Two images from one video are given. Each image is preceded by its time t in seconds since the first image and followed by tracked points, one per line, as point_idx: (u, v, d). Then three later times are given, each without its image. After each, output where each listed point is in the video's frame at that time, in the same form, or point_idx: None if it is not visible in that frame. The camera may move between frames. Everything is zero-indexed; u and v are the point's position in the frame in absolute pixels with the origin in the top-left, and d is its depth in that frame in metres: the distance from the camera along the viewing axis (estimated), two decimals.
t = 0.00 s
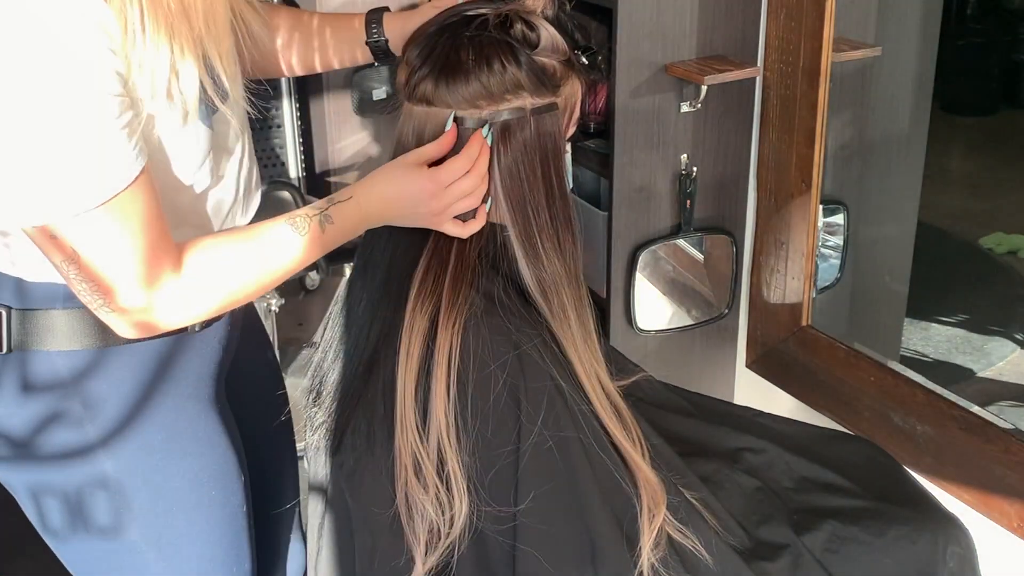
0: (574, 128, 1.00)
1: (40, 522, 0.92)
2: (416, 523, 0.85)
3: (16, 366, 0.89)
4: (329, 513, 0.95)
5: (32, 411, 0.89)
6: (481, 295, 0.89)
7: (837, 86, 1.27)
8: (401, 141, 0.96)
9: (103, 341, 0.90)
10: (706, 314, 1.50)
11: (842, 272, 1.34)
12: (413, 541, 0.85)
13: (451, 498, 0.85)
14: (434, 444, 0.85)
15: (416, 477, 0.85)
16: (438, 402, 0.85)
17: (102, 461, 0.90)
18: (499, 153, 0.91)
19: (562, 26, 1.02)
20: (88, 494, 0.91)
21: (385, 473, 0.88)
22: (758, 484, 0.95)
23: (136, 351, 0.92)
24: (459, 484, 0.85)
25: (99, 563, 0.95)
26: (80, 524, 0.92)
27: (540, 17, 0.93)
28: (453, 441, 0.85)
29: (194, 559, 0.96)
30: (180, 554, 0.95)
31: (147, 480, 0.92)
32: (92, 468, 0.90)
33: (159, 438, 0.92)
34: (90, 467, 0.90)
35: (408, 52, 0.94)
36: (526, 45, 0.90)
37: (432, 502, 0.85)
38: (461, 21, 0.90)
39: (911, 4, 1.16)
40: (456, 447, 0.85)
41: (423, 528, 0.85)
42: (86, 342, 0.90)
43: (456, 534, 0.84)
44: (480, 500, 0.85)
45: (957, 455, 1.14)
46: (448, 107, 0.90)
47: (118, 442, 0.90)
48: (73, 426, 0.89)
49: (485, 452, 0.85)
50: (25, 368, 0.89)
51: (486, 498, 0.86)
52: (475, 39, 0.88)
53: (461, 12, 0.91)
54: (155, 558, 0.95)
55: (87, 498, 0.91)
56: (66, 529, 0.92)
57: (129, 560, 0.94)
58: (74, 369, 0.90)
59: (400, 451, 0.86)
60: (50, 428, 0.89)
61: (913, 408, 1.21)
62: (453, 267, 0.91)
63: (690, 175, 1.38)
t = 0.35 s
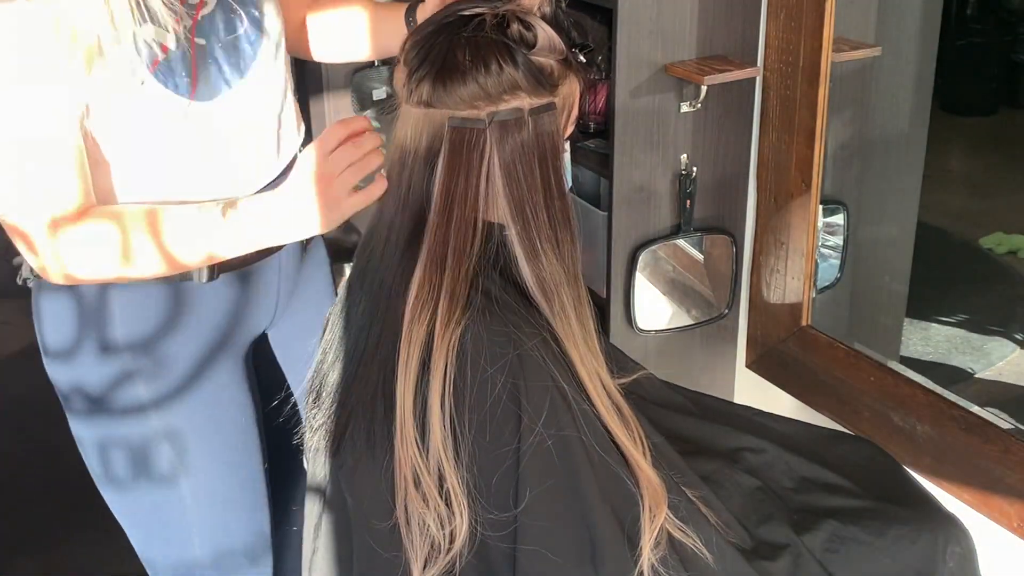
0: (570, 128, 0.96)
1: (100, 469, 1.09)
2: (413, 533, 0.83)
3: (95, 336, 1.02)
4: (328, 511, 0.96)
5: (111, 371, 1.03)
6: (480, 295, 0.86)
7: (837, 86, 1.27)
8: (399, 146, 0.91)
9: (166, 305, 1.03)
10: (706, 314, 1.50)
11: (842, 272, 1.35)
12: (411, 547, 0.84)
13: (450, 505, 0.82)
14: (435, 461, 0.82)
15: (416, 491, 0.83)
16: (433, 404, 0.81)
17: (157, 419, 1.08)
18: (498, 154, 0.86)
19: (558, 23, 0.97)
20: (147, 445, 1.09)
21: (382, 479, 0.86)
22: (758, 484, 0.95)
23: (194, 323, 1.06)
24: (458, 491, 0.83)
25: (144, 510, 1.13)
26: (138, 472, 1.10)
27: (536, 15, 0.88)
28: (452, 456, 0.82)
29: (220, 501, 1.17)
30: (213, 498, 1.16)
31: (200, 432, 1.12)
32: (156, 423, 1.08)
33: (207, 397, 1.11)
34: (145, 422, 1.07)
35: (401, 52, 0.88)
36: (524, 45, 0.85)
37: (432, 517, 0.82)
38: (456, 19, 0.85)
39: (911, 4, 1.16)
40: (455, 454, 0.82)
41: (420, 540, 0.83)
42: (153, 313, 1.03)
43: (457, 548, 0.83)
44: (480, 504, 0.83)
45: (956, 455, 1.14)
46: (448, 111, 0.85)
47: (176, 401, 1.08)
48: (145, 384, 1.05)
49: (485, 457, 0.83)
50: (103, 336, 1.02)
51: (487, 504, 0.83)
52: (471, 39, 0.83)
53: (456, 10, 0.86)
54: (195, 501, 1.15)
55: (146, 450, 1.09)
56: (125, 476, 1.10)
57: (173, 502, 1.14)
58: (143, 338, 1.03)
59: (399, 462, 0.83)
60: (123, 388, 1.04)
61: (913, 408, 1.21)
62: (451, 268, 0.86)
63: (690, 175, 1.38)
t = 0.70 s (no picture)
0: (569, 128, 0.96)
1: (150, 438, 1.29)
2: (413, 533, 0.83)
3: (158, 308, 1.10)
4: (328, 509, 0.96)
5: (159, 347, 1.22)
6: (480, 295, 0.86)
7: (837, 85, 1.27)
8: (398, 145, 0.91)
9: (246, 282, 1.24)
10: (706, 314, 1.51)
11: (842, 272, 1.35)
12: (411, 547, 0.83)
13: (450, 505, 0.82)
14: (435, 462, 0.82)
15: (416, 491, 0.83)
16: (434, 403, 0.81)
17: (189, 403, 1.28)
18: (498, 155, 0.86)
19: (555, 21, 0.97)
20: (194, 413, 1.29)
21: (383, 479, 0.86)
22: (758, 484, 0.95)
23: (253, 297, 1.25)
24: (458, 491, 0.82)
25: (161, 480, 1.32)
26: (184, 439, 1.30)
27: (535, 15, 0.88)
28: (452, 456, 0.82)
29: (227, 481, 1.37)
30: (227, 485, 1.37)
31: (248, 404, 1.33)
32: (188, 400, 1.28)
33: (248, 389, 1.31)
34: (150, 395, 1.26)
35: (400, 51, 0.88)
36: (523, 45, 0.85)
37: (432, 517, 0.82)
38: (456, 19, 0.85)
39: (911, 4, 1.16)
40: (455, 455, 0.82)
41: (420, 540, 0.83)
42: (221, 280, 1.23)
43: (457, 548, 0.82)
44: (480, 504, 0.83)
45: (956, 456, 1.14)
46: (448, 110, 0.85)
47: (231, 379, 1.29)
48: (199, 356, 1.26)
49: (485, 457, 0.83)
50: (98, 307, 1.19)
51: (488, 505, 0.83)
52: (470, 39, 0.83)
53: (456, 9, 0.86)
54: (208, 471, 1.35)
55: (197, 418, 1.30)
56: (171, 443, 1.30)
57: (189, 472, 1.33)
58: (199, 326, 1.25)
59: (399, 463, 0.83)
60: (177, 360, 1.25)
61: (914, 408, 1.20)
62: (451, 267, 0.86)
63: (691, 175, 1.38)
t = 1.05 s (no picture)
0: (569, 129, 0.96)
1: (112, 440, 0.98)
2: (413, 533, 0.83)
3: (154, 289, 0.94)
4: (328, 509, 0.96)
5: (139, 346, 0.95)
6: (480, 295, 0.85)
7: (836, 86, 1.26)
8: (398, 146, 0.91)
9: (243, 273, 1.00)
10: (706, 314, 1.51)
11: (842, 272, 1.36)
12: (411, 547, 0.83)
13: (450, 505, 0.82)
14: (435, 462, 0.82)
15: (416, 491, 0.83)
16: (434, 403, 0.81)
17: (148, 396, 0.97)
18: (498, 156, 0.86)
19: (555, 20, 0.97)
20: (164, 411, 0.98)
21: (383, 480, 0.86)
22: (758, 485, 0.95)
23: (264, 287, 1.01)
24: (457, 492, 0.82)
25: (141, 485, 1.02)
26: (187, 432, 1.01)
27: (535, 15, 0.88)
28: (452, 457, 0.82)
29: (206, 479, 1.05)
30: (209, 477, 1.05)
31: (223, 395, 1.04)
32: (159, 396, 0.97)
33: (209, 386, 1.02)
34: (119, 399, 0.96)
35: (400, 51, 0.88)
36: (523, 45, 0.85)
37: (432, 518, 0.82)
38: (455, 19, 0.85)
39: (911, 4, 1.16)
40: (455, 455, 0.82)
41: (420, 540, 0.83)
42: (223, 282, 0.99)
43: (457, 550, 0.82)
44: (479, 503, 0.82)
45: (955, 456, 1.14)
46: (448, 110, 0.85)
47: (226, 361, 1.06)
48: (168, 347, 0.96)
49: (485, 456, 0.83)
50: (90, 311, 0.93)
51: (487, 505, 0.83)
52: (470, 38, 0.83)
53: (455, 10, 0.86)
54: (191, 473, 1.04)
55: (167, 414, 0.99)
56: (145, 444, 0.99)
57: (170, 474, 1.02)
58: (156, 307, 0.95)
59: (399, 463, 0.83)
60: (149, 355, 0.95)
61: (913, 408, 1.20)
62: (450, 265, 0.86)
63: (690, 175, 1.38)
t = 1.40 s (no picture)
0: (569, 127, 0.96)
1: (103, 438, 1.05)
2: (413, 534, 0.83)
3: (140, 304, 1.01)
4: (328, 510, 0.96)
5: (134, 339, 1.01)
6: (480, 295, 0.85)
7: (836, 86, 1.27)
8: (397, 146, 0.91)
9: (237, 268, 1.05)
10: (706, 314, 1.51)
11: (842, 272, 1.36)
12: (411, 548, 0.83)
13: (450, 506, 0.82)
14: (435, 463, 0.82)
15: (416, 492, 0.83)
16: (434, 402, 0.81)
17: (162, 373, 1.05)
18: (498, 155, 0.86)
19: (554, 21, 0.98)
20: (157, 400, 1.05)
21: (382, 480, 0.86)
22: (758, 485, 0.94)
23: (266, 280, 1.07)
24: (456, 492, 0.82)
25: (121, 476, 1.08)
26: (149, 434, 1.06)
27: (534, 14, 0.88)
28: (452, 457, 0.82)
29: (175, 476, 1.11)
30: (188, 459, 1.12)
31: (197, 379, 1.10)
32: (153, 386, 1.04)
33: (186, 378, 1.08)
34: (111, 395, 1.02)
35: (399, 51, 0.88)
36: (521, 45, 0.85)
37: (432, 518, 0.82)
38: (453, 20, 0.85)
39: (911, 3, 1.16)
40: (454, 455, 0.82)
41: (420, 541, 0.83)
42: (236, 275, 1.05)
43: (457, 552, 0.82)
44: (479, 504, 0.82)
45: (955, 456, 1.14)
46: (446, 112, 0.85)
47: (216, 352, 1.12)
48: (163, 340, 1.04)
49: (485, 456, 0.83)
50: (94, 310, 0.99)
51: (487, 505, 0.83)
52: (468, 39, 0.83)
53: (454, 10, 0.86)
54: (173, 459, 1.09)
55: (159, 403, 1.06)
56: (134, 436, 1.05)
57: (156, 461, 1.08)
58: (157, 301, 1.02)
59: (399, 464, 0.83)
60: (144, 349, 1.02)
61: (914, 408, 1.20)
62: (450, 265, 0.86)
63: (690, 175, 1.38)
